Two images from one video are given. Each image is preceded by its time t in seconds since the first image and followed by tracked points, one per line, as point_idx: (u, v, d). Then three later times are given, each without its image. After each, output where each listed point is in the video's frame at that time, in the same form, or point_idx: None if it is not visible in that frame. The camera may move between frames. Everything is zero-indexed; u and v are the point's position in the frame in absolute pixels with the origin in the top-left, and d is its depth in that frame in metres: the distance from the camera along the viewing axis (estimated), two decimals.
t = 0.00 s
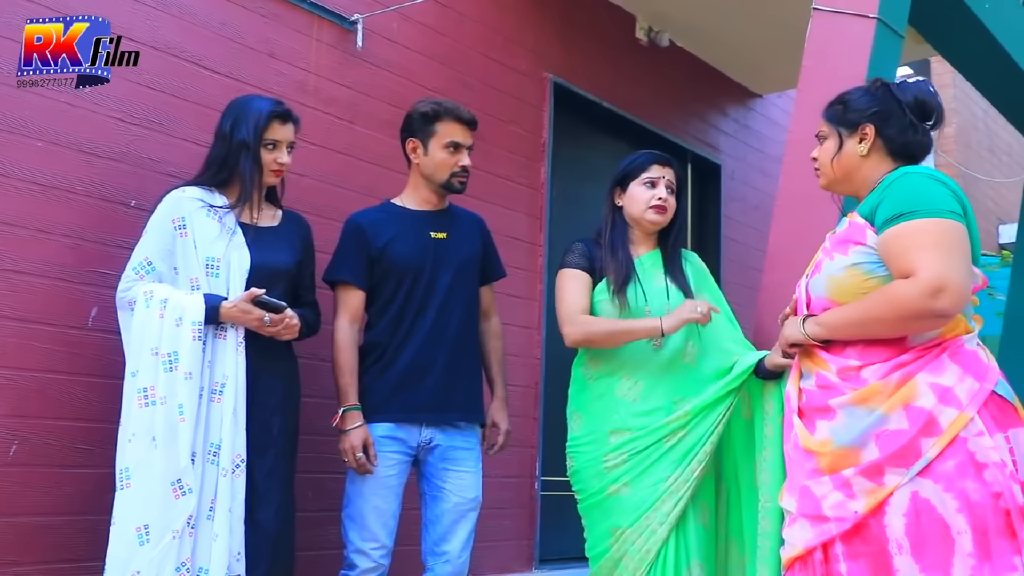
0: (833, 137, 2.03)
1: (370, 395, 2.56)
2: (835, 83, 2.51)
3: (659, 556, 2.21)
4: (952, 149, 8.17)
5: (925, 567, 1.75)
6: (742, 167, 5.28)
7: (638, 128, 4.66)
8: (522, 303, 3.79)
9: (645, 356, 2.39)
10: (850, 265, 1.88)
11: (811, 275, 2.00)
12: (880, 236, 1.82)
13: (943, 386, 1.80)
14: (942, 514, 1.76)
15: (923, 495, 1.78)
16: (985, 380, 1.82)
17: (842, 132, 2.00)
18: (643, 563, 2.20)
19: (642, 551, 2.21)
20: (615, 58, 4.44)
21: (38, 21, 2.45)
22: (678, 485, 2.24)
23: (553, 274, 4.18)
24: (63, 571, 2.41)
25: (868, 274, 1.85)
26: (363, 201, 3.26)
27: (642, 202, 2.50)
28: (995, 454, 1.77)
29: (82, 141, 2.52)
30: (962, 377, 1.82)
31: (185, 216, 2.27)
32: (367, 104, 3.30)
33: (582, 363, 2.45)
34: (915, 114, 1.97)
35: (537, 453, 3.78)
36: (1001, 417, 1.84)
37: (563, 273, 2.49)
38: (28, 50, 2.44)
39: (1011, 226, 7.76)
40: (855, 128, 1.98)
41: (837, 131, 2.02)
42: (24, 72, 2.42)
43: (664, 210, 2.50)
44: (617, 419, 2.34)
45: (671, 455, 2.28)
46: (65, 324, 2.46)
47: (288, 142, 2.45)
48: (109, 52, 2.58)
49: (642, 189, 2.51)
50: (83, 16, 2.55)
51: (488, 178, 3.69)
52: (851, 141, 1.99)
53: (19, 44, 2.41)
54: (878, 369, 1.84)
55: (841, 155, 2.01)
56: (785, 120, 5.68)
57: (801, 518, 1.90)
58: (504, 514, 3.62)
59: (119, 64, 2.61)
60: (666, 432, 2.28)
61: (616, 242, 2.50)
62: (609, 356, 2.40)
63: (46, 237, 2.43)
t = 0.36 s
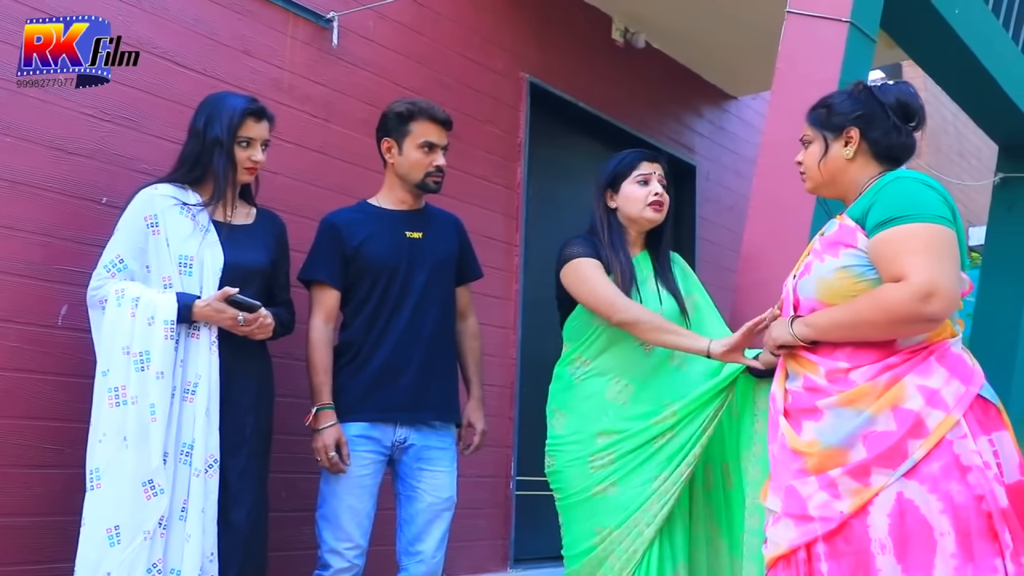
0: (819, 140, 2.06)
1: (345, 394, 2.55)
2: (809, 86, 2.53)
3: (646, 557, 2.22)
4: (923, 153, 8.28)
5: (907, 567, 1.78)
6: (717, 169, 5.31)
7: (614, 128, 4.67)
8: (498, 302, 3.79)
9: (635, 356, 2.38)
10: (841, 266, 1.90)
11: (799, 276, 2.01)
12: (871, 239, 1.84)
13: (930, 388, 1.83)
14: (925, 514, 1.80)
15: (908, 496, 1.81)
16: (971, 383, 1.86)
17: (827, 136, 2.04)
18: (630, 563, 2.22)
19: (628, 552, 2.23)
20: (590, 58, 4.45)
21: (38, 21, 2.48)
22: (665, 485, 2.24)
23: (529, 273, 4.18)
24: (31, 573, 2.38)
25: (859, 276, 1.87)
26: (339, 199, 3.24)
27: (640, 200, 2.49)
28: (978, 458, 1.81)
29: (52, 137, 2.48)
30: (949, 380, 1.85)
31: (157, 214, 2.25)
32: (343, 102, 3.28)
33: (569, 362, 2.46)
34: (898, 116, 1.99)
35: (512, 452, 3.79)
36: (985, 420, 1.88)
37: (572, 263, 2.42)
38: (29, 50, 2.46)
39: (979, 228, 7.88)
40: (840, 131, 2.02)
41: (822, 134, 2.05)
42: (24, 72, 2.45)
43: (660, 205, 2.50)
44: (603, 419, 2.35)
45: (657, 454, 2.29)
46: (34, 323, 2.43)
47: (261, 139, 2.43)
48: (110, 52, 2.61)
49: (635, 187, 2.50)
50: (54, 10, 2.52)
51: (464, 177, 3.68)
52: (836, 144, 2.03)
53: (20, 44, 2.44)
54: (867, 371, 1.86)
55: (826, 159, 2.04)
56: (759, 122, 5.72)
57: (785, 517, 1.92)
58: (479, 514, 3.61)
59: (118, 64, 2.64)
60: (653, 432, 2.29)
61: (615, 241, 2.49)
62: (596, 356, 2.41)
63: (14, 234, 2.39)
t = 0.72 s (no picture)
0: (812, 145, 2.08)
1: (333, 393, 2.55)
2: (798, 87, 2.54)
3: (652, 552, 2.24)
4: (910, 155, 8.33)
5: (895, 561, 1.79)
6: (705, 169, 5.33)
7: (603, 128, 4.68)
8: (487, 302, 3.78)
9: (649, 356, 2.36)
10: (839, 270, 1.91)
11: (793, 277, 2.03)
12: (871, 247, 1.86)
13: (919, 387, 1.85)
14: (915, 509, 1.81)
15: (897, 492, 1.82)
16: (957, 384, 1.88)
17: (820, 141, 2.06)
18: (637, 558, 2.23)
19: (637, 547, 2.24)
20: (579, 58, 4.46)
21: (38, 21, 2.50)
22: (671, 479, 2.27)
23: (517, 273, 4.18)
24: (17, 573, 2.37)
25: (857, 280, 1.89)
26: (328, 198, 3.23)
27: (659, 201, 2.50)
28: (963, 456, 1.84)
29: (38, 135, 2.47)
30: (937, 381, 1.87)
31: (145, 212, 2.24)
32: (332, 101, 3.27)
33: (580, 360, 2.40)
34: (889, 122, 2.02)
35: (501, 451, 3.79)
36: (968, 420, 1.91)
37: (591, 269, 2.36)
38: (29, 50, 2.47)
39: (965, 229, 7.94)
40: (833, 137, 2.04)
41: (815, 139, 2.07)
42: (24, 72, 2.46)
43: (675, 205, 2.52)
44: (615, 417, 2.31)
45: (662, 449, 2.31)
46: (21, 322, 2.42)
47: (249, 137, 2.42)
48: (110, 52, 2.63)
49: (652, 186, 2.51)
50: (41, 8, 2.50)
51: (453, 176, 3.68)
52: (829, 149, 2.04)
53: (20, 44, 2.45)
54: (859, 369, 1.87)
55: (819, 164, 2.06)
56: (747, 122, 5.73)
57: (773, 511, 1.93)
58: (468, 513, 3.61)
59: (120, 64, 2.66)
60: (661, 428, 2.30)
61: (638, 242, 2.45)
62: (611, 355, 2.36)
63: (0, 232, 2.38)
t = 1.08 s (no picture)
0: (802, 149, 2.09)
1: (325, 392, 2.55)
2: (789, 87, 2.55)
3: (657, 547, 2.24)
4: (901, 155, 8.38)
5: (888, 557, 1.80)
6: (697, 169, 5.34)
7: (595, 128, 4.68)
8: (479, 301, 3.79)
9: (644, 346, 2.39)
10: (836, 274, 1.92)
11: (785, 277, 2.03)
12: (869, 253, 1.88)
13: (909, 388, 1.87)
14: (906, 506, 1.82)
15: (889, 489, 1.83)
16: (944, 386, 1.92)
17: (810, 145, 2.07)
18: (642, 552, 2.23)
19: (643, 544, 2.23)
20: (571, 57, 4.46)
21: (37, 21, 2.50)
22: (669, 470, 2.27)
23: (510, 272, 4.18)
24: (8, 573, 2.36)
25: (853, 284, 1.90)
26: (321, 198, 3.23)
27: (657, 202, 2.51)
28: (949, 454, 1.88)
29: (30, 133, 2.46)
30: (926, 382, 1.90)
31: (137, 211, 2.23)
32: (324, 100, 3.27)
33: (578, 355, 2.42)
34: (878, 127, 2.03)
35: (493, 450, 3.79)
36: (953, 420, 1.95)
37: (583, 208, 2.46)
38: (28, 50, 2.48)
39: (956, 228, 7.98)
40: (823, 141, 2.04)
41: (805, 143, 2.08)
42: (24, 72, 2.47)
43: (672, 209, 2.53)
44: (614, 410, 2.33)
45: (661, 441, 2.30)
46: (12, 321, 2.41)
47: (243, 136, 2.42)
48: (110, 52, 2.64)
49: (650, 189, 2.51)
50: (34, 6, 2.50)
51: (446, 175, 3.68)
52: (819, 153, 2.05)
53: (19, 44, 2.46)
54: (851, 370, 1.88)
55: (809, 168, 2.07)
56: (739, 122, 5.74)
57: (766, 512, 1.94)
58: (460, 512, 3.62)
59: (119, 64, 2.67)
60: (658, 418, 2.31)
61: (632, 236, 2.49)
62: (607, 348, 2.38)
63: None
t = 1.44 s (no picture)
0: (801, 147, 2.09)
1: (323, 390, 2.55)
2: (787, 87, 2.55)
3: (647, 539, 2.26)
4: (898, 155, 8.39)
5: (879, 556, 1.80)
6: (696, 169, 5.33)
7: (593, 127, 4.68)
8: (477, 300, 3.79)
9: (636, 337, 2.38)
10: (830, 273, 1.92)
11: (784, 267, 2.02)
12: (868, 255, 1.88)
13: (897, 387, 1.87)
14: (895, 505, 1.82)
15: (878, 487, 1.83)
16: (932, 384, 1.92)
17: (808, 142, 2.07)
18: (634, 548, 2.24)
19: (633, 537, 2.25)
20: (569, 57, 4.46)
21: (37, 21, 2.51)
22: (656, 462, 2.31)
23: (507, 272, 4.18)
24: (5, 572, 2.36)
25: (847, 285, 1.91)
26: (318, 197, 3.23)
27: (648, 207, 2.48)
28: (940, 452, 1.88)
29: (27, 132, 2.46)
30: (914, 381, 1.90)
31: (134, 209, 2.23)
32: (322, 99, 3.27)
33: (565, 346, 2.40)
34: (877, 125, 2.03)
35: (491, 450, 3.79)
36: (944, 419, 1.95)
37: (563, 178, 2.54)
38: (28, 50, 2.48)
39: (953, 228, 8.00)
40: (822, 138, 2.05)
41: (805, 141, 2.08)
42: (24, 72, 2.47)
43: (665, 214, 2.50)
44: (605, 400, 2.32)
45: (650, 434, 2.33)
46: (8, 320, 2.40)
47: (241, 136, 2.41)
48: (110, 52, 2.65)
49: (646, 192, 2.49)
50: (31, 5, 2.49)
51: (443, 175, 3.68)
52: (818, 151, 2.05)
53: (19, 45, 2.46)
54: (839, 367, 1.89)
55: (807, 166, 2.07)
56: (737, 121, 5.74)
57: (753, 499, 1.96)
58: (457, 512, 3.62)
59: (119, 64, 2.67)
60: (646, 410, 2.33)
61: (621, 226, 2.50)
62: (595, 339, 2.36)
63: None
